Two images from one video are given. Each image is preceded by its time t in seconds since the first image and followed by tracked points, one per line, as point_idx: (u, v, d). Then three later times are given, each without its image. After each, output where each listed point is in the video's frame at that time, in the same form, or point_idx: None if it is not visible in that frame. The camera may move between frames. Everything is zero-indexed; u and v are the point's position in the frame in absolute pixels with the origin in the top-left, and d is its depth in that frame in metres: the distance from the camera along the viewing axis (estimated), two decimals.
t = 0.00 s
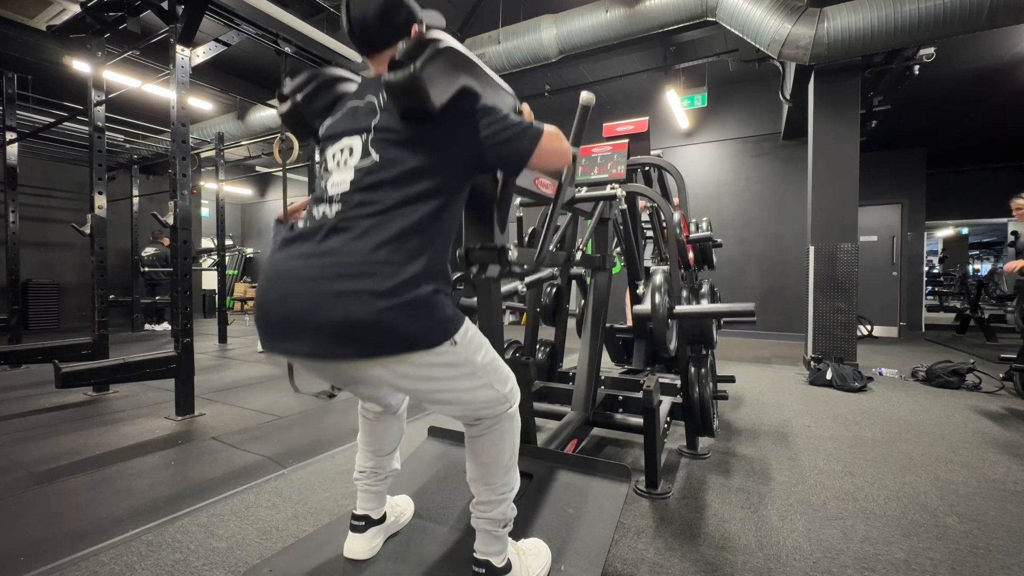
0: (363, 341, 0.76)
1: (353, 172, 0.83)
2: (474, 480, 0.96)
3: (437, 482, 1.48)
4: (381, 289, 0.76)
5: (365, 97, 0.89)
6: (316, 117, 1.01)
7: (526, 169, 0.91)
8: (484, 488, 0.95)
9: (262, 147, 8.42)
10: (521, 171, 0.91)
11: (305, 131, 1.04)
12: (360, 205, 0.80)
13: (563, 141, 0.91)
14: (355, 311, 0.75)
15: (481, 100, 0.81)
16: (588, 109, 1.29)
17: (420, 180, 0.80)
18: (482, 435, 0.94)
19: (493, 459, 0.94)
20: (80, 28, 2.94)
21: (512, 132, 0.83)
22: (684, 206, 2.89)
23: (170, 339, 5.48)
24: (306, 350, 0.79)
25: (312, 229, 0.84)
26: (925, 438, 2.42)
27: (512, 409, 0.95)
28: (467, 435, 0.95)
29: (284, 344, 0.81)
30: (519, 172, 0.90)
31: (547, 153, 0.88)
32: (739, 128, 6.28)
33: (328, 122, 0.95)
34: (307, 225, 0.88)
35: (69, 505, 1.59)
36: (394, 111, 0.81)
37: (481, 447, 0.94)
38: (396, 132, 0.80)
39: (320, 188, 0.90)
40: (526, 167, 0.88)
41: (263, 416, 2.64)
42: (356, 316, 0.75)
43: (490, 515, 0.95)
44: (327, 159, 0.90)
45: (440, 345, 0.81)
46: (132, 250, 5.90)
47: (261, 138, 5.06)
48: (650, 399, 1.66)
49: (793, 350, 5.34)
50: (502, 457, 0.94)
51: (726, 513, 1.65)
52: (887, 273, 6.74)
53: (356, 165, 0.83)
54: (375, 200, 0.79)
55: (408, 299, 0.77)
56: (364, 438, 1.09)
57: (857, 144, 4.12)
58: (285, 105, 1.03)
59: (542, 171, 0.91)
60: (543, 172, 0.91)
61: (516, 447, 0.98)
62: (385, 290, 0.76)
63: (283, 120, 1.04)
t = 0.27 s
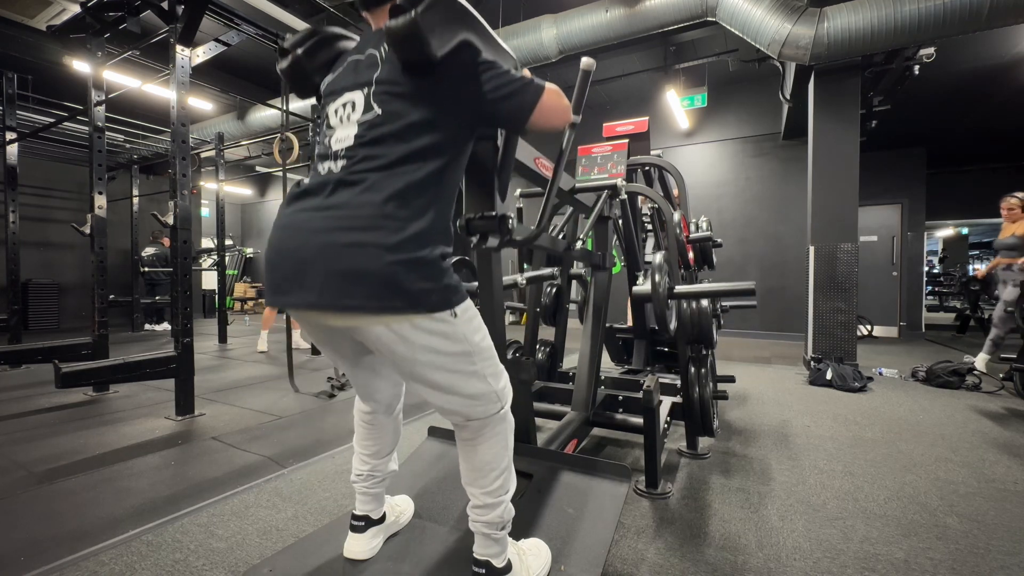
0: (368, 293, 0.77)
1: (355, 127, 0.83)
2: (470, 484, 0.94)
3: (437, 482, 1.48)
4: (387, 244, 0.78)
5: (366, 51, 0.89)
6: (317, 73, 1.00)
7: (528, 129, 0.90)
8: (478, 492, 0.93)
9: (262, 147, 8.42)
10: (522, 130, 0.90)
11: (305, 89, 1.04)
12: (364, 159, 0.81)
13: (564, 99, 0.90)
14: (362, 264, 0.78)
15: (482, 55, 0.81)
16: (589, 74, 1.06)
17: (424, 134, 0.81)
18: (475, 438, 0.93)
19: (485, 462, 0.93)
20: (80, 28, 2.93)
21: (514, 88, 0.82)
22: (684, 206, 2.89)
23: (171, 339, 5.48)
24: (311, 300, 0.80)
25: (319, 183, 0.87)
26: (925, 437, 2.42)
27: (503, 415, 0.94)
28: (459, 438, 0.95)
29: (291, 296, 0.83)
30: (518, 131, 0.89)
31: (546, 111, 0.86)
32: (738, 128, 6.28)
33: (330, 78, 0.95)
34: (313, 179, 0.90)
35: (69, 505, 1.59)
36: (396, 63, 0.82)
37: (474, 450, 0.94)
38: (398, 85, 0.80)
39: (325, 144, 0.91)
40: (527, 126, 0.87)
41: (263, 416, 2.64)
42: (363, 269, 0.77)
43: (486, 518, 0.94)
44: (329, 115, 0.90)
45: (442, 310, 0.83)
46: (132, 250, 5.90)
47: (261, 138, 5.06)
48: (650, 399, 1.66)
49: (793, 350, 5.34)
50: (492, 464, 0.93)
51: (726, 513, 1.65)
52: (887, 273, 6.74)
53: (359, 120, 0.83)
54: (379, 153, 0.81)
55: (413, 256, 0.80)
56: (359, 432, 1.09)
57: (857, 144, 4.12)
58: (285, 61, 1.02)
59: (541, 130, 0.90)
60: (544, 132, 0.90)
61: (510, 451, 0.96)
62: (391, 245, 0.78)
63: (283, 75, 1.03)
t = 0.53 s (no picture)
0: (378, 263, 0.79)
1: (362, 100, 0.86)
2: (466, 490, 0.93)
3: (437, 483, 1.48)
4: (398, 217, 0.81)
5: (368, 23, 0.90)
6: (319, 48, 1.02)
7: (531, 99, 0.89)
8: (473, 496, 0.92)
9: (262, 147, 8.42)
10: (524, 101, 0.90)
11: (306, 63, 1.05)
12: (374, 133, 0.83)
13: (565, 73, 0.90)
14: (374, 235, 0.80)
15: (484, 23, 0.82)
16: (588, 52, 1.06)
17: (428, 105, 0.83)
18: (467, 441, 0.91)
19: (476, 467, 0.91)
20: (79, 28, 2.93)
21: (515, 55, 0.82)
22: (684, 206, 2.89)
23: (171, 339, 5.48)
24: (323, 270, 0.81)
25: (329, 157, 0.89)
26: (925, 438, 2.42)
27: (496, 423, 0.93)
28: (450, 442, 0.93)
29: (301, 267, 0.84)
30: (519, 103, 0.89)
31: (548, 83, 0.87)
32: (738, 128, 6.28)
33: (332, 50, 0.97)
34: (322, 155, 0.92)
35: (69, 506, 1.59)
36: (398, 32, 0.83)
37: (465, 455, 0.91)
38: (401, 55, 0.83)
39: (332, 120, 0.93)
40: (528, 97, 0.87)
41: (263, 416, 2.64)
42: (375, 239, 0.80)
43: (482, 521, 0.93)
44: (335, 88, 0.93)
45: (448, 289, 0.84)
46: (132, 250, 5.90)
47: (261, 138, 5.06)
48: (650, 399, 1.66)
49: (793, 350, 5.34)
50: (484, 470, 0.91)
51: (726, 513, 1.65)
52: (887, 272, 6.74)
53: (365, 93, 0.85)
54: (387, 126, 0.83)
55: (422, 231, 0.82)
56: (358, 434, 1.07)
57: (857, 143, 4.12)
58: (286, 33, 1.04)
59: (544, 102, 0.90)
60: (547, 102, 0.89)
61: (505, 456, 0.95)
62: (401, 219, 0.81)
63: (285, 48, 1.05)
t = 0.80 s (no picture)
0: (383, 251, 0.79)
1: (365, 89, 0.86)
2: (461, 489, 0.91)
3: (437, 483, 1.48)
4: (402, 206, 0.81)
5: (370, 11, 0.90)
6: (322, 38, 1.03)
7: (532, 88, 0.89)
8: (468, 500, 0.90)
9: (262, 147, 8.42)
10: (525, 91, 0.90)
11: (310, 50, 1.07)
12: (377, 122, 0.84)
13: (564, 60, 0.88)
14: (379, 223, 0.80)
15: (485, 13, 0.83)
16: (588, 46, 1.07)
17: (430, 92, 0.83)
18: (458, 446, 0.89)
19: (471, 471, 0.89)
20: (79, 28, 2.93)
21: (516, 43, 0.82)
22: (684, 206, 2.90)
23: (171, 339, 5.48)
24: (327, 257, 0.81)
25: (333, 147, 0.89)
26: (925, 438, 2.42)
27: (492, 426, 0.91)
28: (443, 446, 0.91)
29: (304, 254, 0.84)
30: (519, 91, 0.88)
31: (548, 73, 0.86)
32: (738, 128, 6.28)
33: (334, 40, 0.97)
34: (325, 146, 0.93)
35: (69, 505, 1.59)
36: (401, 21, 0.84)
37: (459, 458, 0.89)
38: (403, 44, 0.83)
39: (335, 109, 0.94)
40: (528, 85, 0.86)
41: (263, 416, 2.64)
42: (379, 227, 0.80)
43: (478, 525, 0.92)
44: (337, 77, 0.93)
45: (449, 281, 0.86)
46: (132, 250, 5.90)
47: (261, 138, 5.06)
48: (650, 399, 1.66)
49: (793, 350, 5.34)
50: (479, 471, 0.89)
51: (726, 513, 1.65)
52: (887, 272, 6.75)
53: (367, 81, 0.86)
54: (390, 115, 0.83)
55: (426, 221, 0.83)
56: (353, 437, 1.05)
57: (857, 144, 4.12)
58: (289, 22, 1.05)
59: (544, 90, 0.90)
60: (547, 90, 0.89)
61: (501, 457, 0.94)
62: (406, 208, 0.82)
63: (290, 37, 1.06)
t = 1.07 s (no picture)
0: (377, 286, 0.79)
1: (359, 117, 0.85)
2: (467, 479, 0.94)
3: (437, 483, 1.48)
4: (392, 237, 0.79)
5: (366, 38, 0.89)
6: (318, 59, 1.02)
7: (528, 115, 0.90)
8: (477, 493, 0.93)
9: (262, 147, 8.42)
10: (524, 117, 0.91)
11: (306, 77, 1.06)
12: (366, 152, 0.83)
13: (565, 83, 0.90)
14: (370, 257, 0.80)
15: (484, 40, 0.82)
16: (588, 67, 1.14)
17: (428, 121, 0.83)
18: (476, 437, 0.93)
19: (484, 464, 0.93)
20: (80, 28, 2.93)
21: (514, 72, 0.83)
22: (684, 206, 2.89)
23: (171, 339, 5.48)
24: (322, 294, 0.82)
25: (324, 176, 0.89)
26: (925, 438, 2.42)
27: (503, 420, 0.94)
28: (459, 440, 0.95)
29: (301, 290, 0.86)
30: (519, 115, 0.89)
31: (549, 95, 0.88)
32: (738, 128, 6.28)
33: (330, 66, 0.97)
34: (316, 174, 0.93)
35: (69, 505, 1.59)
36: (397, 50, 0.82)
37: (473, 452, 0.93)
38: (399, 74, 0.82)
39: (328, 137, 0.93)
40: (529, 108, 0.88)
41: (263, 416, 2.64)
42: (371, 261, 0.79)
43: (486, 518, 0.94)
44: (332, 103, 0.92)
45: (447, 305, 0.84)
46: (132, 250, 5.90)
47: (261, 138, 5.06)
48: (650, 399, 1.66)
49: (793, 350, 5.34)
50: (488, 468, 0.92)
51: (726, 513, 1.65)
52: (887, 272, 6.75)
53: (361, 110, 0.85)
54: (381, 145, 0.82)
55: (417, 249, 0.80)
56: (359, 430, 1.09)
57: (857, 144, 4.11)
58: (286, 48, 1.04)
59: (544, 113, 0.91)
60: (543, 117, 0.91)
61: (509, 455, 0.95)
62: (398, 238, 0.80)
63: (286, 63, 1.05)
